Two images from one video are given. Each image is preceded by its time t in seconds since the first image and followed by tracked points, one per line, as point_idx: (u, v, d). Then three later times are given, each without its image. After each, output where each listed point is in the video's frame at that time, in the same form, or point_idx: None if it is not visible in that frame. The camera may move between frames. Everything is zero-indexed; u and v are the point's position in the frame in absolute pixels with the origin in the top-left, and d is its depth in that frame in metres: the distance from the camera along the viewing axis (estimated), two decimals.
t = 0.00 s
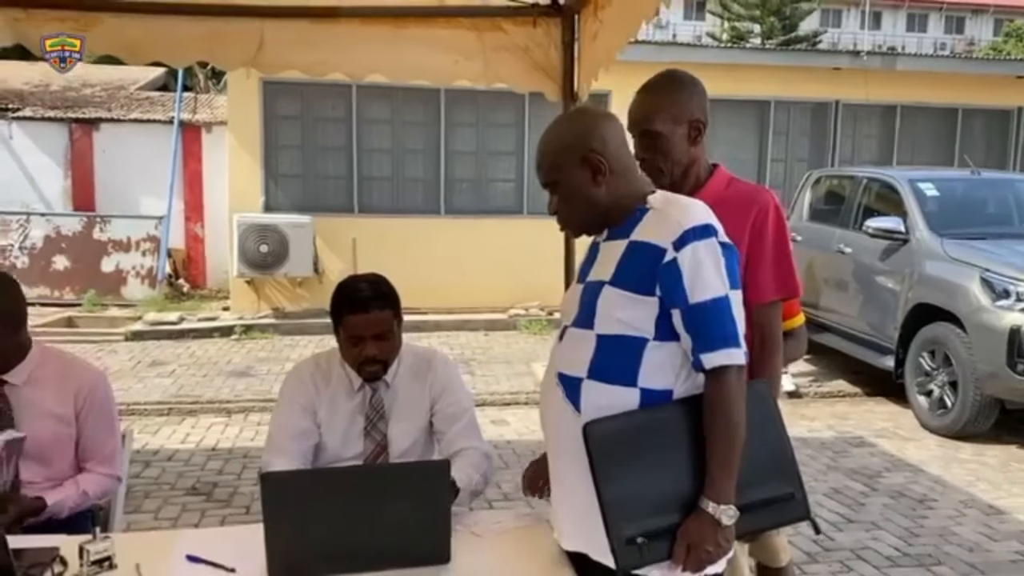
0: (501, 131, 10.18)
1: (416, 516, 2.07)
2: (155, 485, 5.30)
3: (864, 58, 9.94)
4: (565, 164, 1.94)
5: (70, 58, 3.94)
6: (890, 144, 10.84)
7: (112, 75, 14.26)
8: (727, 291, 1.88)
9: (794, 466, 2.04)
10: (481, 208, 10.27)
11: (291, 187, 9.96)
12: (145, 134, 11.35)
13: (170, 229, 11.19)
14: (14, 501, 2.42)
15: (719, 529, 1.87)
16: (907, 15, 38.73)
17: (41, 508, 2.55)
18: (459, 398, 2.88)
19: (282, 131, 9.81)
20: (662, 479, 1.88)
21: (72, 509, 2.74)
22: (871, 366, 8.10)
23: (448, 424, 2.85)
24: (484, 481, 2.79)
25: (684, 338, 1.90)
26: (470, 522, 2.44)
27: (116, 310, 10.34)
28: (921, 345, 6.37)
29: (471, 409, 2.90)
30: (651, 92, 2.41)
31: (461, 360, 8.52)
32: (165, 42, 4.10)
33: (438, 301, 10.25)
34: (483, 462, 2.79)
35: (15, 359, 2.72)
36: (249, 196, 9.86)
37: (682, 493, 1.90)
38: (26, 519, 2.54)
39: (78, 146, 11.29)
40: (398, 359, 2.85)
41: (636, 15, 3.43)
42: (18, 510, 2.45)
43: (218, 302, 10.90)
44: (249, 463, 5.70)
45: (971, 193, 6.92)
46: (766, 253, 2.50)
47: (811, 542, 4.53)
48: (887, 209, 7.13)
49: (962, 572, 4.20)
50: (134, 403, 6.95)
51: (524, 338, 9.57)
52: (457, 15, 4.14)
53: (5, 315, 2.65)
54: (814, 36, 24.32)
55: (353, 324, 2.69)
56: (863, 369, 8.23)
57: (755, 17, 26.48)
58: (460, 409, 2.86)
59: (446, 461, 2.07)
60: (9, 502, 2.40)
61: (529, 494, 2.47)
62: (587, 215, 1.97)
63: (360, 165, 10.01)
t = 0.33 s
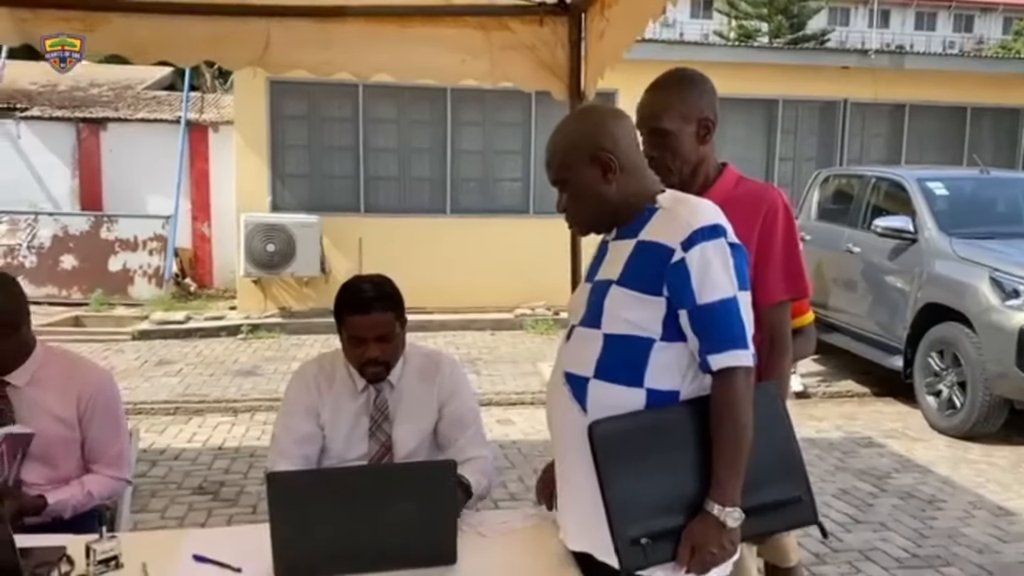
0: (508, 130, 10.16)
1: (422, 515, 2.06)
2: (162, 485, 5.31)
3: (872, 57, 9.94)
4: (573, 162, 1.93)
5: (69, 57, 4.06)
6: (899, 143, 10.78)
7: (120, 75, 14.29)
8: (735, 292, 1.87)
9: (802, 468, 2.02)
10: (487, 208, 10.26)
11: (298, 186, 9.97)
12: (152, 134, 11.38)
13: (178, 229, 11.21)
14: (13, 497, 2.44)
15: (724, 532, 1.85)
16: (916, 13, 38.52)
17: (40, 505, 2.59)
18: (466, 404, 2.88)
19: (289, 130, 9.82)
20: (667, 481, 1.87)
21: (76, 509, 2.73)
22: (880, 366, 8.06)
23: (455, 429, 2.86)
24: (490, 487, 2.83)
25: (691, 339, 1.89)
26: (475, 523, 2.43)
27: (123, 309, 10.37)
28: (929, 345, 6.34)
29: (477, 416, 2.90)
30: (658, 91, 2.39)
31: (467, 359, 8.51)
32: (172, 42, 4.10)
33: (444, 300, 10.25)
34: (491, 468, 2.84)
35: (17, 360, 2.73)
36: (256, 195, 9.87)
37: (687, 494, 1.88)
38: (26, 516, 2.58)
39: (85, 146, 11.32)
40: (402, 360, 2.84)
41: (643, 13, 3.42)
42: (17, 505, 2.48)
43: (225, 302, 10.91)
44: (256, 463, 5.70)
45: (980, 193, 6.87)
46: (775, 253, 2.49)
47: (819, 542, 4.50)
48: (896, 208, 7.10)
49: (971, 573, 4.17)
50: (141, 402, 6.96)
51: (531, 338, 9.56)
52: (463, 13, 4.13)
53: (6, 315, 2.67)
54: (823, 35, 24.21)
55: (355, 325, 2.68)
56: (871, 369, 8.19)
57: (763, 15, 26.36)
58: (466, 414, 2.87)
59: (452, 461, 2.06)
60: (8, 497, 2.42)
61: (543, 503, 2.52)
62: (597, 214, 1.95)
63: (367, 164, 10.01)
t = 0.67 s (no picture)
0: (516, 128, 10.12)
1: (426, 515, 2.03)
2: (168, 483, 5.29)
3: (884, 54, 9.90)
4: (582, 157, 1.89)
5: (69, 56, 4.11)
6: (911, 141, 10.68)
7: (130, 73, 14.31)
8: (746, 291, 1.83)
9: (815, 471, 1.98)
10: (495, 206, 10.22)
11: (307, 184, 9.94)
12: (160, 132, 11.37)
13: (187, 226, 11.20)
14: None
15: (736, 536, 1.81)
16: (927, 10, 38.25)
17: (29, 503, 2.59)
18: (473, 406, 2.85)
19: (298, 128, 9.80)
20: (677, 485, 1.83)
21: (69, 512, 2.70)
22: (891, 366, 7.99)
23: (460, 430, 2.83)
24: (500, 489, 2.79)
25: (702, 339, 1.85)
26: (481, 525, 2.39)
27: (131, 307, 10.39)
28: (942, 345, 6.28)
29: (483, 418, 2.88)
30: (670, 87, 2.36)
31: (474, 358, 8.47)
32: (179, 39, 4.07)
33: (453, 299, 10.21)
34: (499, 469, 2.80)
35: (13, 360, 2.73)
36: (264, 193, 9.85)
37: (698, 497, 1.84)
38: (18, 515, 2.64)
39: (94, 143, 11.32)
40: (407, 359, 2.81)
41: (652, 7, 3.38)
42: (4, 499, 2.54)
43: (233, 300, 10.91)
44: (263, 462, 5.68)
45: (994, 191, 6.79)
46: (789, 252, 2.44)
47: (830, 545, 4.45)
48: (908, 207, 7.03)
49: None
50: (148, 400, 6.95)
51: (539, 337, 9.52)
52: (471, 10, 4.09)
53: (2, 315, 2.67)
54: (834, 32, 24.07)
55: (358, 324, 2.65)
56: (882, 369, 8.12)
57: (773, 13, 26.24)
58: (473, 417, 2.84)
59: (455, 463, 2.03)
60: None
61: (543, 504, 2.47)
62: (606, 211, 1.91)
63: (375, 163, 9.98)
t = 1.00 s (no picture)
0: (526, 125, 10.09)
1: (432, 517, 2.01)
2: (176, 480, 5.29)
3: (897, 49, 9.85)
4: (589, 154, 1.85)
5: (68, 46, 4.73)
6: (924, 138, 10.59)
7: (141, 70, 14.32)
8: (757, 289, 1.79)
9: (826, 472, 1.94)
10: (505, 202, 10.19)
11: (316, 181, 9.93)
12: (171, 129, 11.37)
13: (197, 223, 11.21)
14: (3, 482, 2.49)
15: (746, 539, 1.78)
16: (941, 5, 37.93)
17: (34, 494, 2.57)
18: (480, 406, 2.83)
19: (308, 124, 9.79)
20: (685, 487, 1.79)
21: (72, 503, 2.69)
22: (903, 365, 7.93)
23: (466, 431, 2.81)
24: (507, 491, 2.76)
25: (711, 339, 1.81)
26: (486, 527, 2.37)
27: (142, 303, 10.43)
28: (955, 344, 6.22)
29: (490, 419, 2.85)
30: (682, 83, 2.32)
31: (483, 356, 8.45)
32: (188, 35, 4.04)
33: (462, 296, 10.20)
34: (505, 470, 2.77)
35: (23, 351, 2.70)
36: (274, 190, 9.85)
37: (706, 499, 1.81)
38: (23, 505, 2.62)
39: (105, 140, 11.33)
40: (414, 357, 2.78)
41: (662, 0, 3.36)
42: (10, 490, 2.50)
43: (242, 297, 10.93)
44: (271, 459, 5.68)
45: (1008, 189, 6.71)
46: (804, 251, 2.40)
47: (841, 546, 4.41)
48: (921, 204, 6.96)
49: None
50: (158, 397, 6.96)
51: (548, 334, 9.49)
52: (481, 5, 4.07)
53: (11, 308, 2.64)
54: (846, 27, 23.89)
55: (365, 321, 2.63)
56: (894, 368, 8.06)
57: (785, 9, 26.08)
58: (479, 416, 2.81)
59: (459, 465, 2.00)
60: None
61: (541, 504, 2.43)
62: (613, 208, 1.88)
63: (385, 159, 9.97)
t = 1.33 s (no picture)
0: (538, 120, 10.07)
1: (444, 515, 2.01)
2: (189, 475, 5.32)
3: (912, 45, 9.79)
4: (600, 150, 1.85)
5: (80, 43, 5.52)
6: (939, 134, 10.51)
7: (154, 65, 14.37)
8: (771, 287, 1.78)
9: (840, 471, 1.93)
10: (516, 198, 10.18)
11: (328, 177, 9.95)
12: (184, 124, 11.40)
13: (210, 218, 11.27)
14: (26, 464, 2.54)
15: (759, 538, 1.78)
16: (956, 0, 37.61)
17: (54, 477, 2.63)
18: (495, 406, 2.83)
19: (320, 120, 9.81)
20: (697, 485, 1.79)
21: (92, 488, 2.71)
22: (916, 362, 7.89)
23: (480, 429, 2.81)
24: (519, 490, 2.73)
25: (725, 337, 1.81)
26: (497, 523, 2.37)
27: (155, 298, 10.50)
28: (969, 342, 6.18)
29: (505, 419, 2.85)
30: (698, 78, 2.31)
31: (494, 352, 8.45)
32: (201, 31, 4.04)
33: (474, 291, 10.21)
34: (516, 469, 2.74)
35: (50, 339, 2.73)
36: (286, 185, 9.87)
37: (719, 499, 1.81)
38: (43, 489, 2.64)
39: (119, 135, 11.38)
40: (434, 355, 2.78)
41: None
42: (32, 473, 2.56)
43: (255, 292, 10.98)
44: (282, 453, 5.70)
45: None
46: (817, 248, 2.39)
47: (852, 544, 4.39)
48: (935, 201, 6.91)
49: None
50: (171, 391, 7.00)
51: (559, 330, 9.50)
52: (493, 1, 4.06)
53: (40, 296, 2.65)
54: (860, 23, 23.72)
55: (390, 314, 2.63)
56: (907, 365, 8.01)
57: (798, 4, 25.93)
58: (494, 416, 2.81)
59: (470, 461, 2.00)
60: (19, 462, 2.52)
61: (549, 502, 2.44)
62: (624, 205, 1.88)
63: (396, 155, 9.97)
